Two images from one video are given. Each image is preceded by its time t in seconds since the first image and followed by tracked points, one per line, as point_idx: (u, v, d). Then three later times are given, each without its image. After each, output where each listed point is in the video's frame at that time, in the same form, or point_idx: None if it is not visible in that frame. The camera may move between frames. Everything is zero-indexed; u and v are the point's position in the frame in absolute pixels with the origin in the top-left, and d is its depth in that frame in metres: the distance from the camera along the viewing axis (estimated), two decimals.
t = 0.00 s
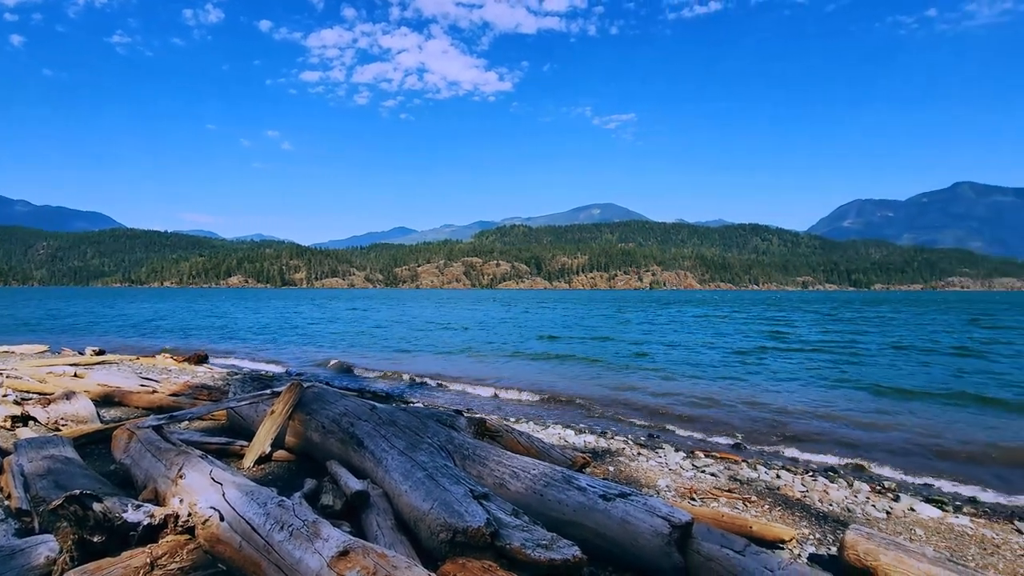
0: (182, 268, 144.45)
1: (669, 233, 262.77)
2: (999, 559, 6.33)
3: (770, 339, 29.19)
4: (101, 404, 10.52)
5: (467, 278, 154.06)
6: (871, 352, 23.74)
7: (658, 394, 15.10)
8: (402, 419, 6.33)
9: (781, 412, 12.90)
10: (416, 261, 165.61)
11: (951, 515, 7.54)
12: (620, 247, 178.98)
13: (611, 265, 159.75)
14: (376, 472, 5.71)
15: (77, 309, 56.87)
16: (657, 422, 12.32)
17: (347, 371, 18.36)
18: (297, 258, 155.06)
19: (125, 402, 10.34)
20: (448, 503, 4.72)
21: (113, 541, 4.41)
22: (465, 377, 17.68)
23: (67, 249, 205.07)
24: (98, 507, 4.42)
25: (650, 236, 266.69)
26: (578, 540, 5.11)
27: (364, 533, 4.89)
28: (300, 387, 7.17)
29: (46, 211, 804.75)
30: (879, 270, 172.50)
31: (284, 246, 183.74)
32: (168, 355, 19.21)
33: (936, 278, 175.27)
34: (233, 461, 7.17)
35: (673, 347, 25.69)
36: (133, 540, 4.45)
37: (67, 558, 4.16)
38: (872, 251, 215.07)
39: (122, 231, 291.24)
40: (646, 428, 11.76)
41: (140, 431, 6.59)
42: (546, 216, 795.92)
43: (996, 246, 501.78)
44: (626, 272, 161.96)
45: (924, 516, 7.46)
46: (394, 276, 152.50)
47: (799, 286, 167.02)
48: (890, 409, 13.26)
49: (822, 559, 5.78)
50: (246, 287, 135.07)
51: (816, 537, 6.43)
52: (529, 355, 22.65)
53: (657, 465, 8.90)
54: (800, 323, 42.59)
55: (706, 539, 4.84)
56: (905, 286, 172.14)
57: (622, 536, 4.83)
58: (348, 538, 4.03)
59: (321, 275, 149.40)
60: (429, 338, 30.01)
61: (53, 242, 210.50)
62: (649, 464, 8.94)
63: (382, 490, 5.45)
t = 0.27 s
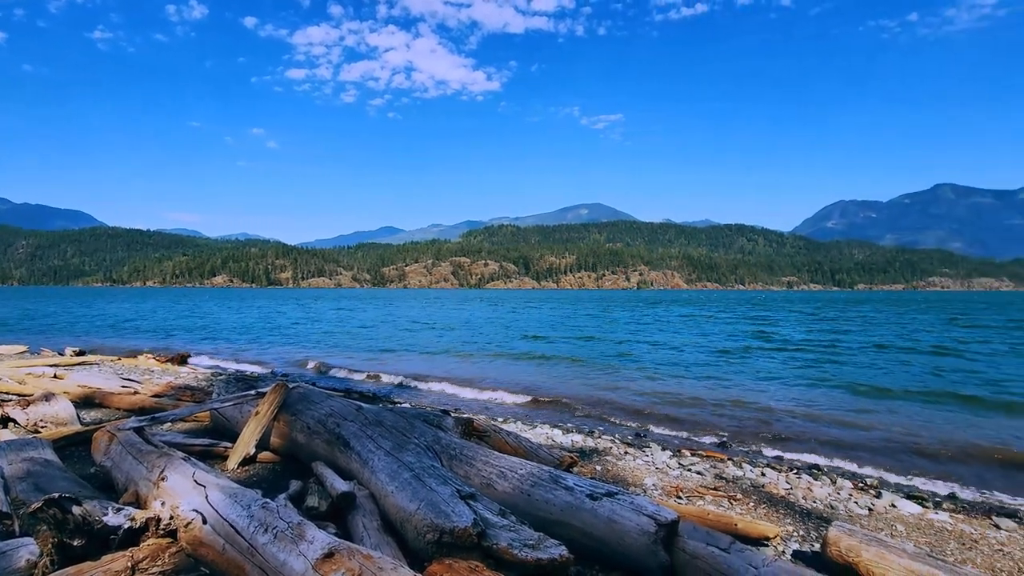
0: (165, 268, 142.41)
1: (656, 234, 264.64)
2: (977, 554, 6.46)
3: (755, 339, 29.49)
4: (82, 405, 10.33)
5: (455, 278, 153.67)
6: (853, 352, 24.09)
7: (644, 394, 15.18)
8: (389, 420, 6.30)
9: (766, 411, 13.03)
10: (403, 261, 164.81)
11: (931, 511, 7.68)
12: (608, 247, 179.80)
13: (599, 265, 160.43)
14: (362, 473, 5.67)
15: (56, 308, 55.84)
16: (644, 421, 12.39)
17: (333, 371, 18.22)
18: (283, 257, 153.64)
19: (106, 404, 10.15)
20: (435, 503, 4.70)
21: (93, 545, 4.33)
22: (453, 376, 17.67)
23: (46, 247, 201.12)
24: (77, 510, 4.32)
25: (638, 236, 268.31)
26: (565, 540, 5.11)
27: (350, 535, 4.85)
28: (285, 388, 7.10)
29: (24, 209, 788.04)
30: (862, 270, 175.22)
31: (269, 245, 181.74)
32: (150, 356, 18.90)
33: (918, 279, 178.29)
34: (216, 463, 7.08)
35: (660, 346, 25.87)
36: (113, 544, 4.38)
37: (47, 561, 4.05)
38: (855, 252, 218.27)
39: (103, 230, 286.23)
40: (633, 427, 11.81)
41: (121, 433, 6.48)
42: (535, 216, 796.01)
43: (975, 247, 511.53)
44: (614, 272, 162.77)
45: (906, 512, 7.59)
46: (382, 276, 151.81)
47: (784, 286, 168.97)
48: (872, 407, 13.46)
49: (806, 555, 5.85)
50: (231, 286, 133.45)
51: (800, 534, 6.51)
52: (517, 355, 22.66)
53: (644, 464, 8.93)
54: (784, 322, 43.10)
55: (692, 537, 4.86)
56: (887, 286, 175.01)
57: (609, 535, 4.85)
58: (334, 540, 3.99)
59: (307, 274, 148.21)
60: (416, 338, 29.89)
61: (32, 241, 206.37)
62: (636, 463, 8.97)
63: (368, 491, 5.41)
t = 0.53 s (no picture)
0: (149, 268, 140.50)
1: (644, 234, 266.41)
2: (957, 549, 6.58)
3: (742, 338, 29.79)
4: (62, 407, 10.14)
5: (444, 278, 153.36)
6: (837, 351, 24.44)
7: (632, 394, 15.25)
8: (376, 421, 6.26)
9: (752, 411, 13.17)
10: (392, 261, 164.14)
11: (912, 508, 7.81)
12: (597, 248, 180.60)
13: (588, 265, 161.11)
14: (349, 474, 5.63)
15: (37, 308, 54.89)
16: (631, 421, 12.44)
17: (320, 372, 18.08)
18: (270, 257, 152.32)
19: (88, 406, 9.99)
20: (422, 504, 4.68)
21: (74, 549, 4.26)
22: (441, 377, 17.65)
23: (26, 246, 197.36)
24: (58, 513, 4.25)
25: (626, 236, 269.82)
26: (552, 540, 5.13)
27: (336, 537, 4.81)
28: (271, 388, 7.03)
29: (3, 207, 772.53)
30: (845, 271, 177.96)
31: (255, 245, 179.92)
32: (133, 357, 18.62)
33: (900, 279, 181.33)
34: (200, 465, 7.00)
35: (648, 346, 26.03)
36: (95, 548, 4.31)
37: (29, 564, 3.99)
38: (839, 252, 221.39)
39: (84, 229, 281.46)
40: (621, 427, 11.87)
41: (102, 435, 6.37)
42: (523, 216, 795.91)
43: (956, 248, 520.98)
44: (602, 272, 163.50)
45: (888, 509, 7.71)
46: (370, 276, 151.13)
47: (770, 286, 170.86)
48: (855, 407, 13.66)
49: (790, 553, 5.92)
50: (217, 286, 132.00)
51: (785, 532, 6.59)
52: (505, 355, 22.68)
53: (631, 464, 8.97)
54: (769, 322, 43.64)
55: (678, 536, 4.89)
56: (870, 286, 177.78)
57: (596, 535, 4.87)
58: (319, 543, 3.96)
59: (294, 274, 147.12)
60: (404, 338, 29.80)
61: (11, 240, 202.49)
62: (623, 463, 9.01)
63: (355, 493, 5.37)
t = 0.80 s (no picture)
0: (133, 267, 138.57)
1: (633, 235, 267.96)
2: (939, 546, 6.69)
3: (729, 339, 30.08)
4: (43, 409, 9.95)
5: (433, 278, 152.86)
6: (822, 351, 24.77)
7: (620, 394, 15.33)
8: (364, 421, 6.23)
9: (739, 411, 13.29)
10: (380, 260, 163.27)
11: (895, 505, 7.92)
12: (586, 248, 181.28)
13: (577, 265, 161.71)
14: (337, 475, 5.59)
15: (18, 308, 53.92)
16: (619, 421, 12.50)
17: (308, 373, 17.96)
18: (257, 256, 150.82)
19: (69, 408, 9.81)
20: (410, 505, 4.65)
21: (55, 552, 4.20)
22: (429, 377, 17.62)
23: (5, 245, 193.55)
24: (40, 517, 4.19)
25: (616, 236, 271.19)
26: (541, 540, 5.13)
27: (323, 539, 4.78)
28: (258, 389, 6.95)
29: None
30: (831, 272, 180.45)
31: (241, 245, 177.99)
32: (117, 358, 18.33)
33: (884, 279, 184.28)
34: (185, 467, 6.91)
35: (636, 346, 26.18)
36: (77, 551, 4.24)
37: (9, 569, 3.92)
38: (824, 253, 224.25)
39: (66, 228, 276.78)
40: (609, 426, 11.91)
41: (84, 437, 6.27)
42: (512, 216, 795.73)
43: (938, 249, 529.88)
44: (591, 272, 164.13)
45: (871, 507, 7.81)
46: (358, 276, 150.39)
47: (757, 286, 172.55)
48: (839, 406, 13.84)
49: (777, 550, 5.98)
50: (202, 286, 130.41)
51: (771, 530, 6.65)
52: (495, 355, 22.70)
53: (620, 464, 9.00)
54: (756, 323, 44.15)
55: (666, 535, 4.92)
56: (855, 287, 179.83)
57: (584, 535, 4.87)
58: (306, 544, 3.93)
59: (281, 274, 145.95)
60: (393, 338, 29.69)
61: None
62: (612, 463, 9.03)
63: (343, 494, 5.34)
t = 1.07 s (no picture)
0: (115, 267, 136.54)
1: (621, 235, 269.37)
2: (920, 542, 6.80)
3: (716, 339, 30.36)
4: (23, 411, 9.78)
5: (421, 278, 152.26)
6: (807, 351, 25.10)
7: (609, 394, 15.40)
8: (352, 423, 6.19)
9: (725, 411, 13.41)
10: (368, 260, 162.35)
11: (878, 502, 8.05)
12: (575, 248, 181.83)
13: (566, 265, 162.08)
14: (324, 477, 5.55)
15: None
16: (608, 421, 12.56)
17: (294, 374, 17.78)
18: (242, 255, 148.98)
19: (50, 410, 9.64)
20: (398, 507, 4.63)
21: (35, 556, 4.13)
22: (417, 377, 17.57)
23: None
24: (19, 521, 4.12)
25: (604, 237, 272.26)
26: (528, 540, 5.14)
27: (310, 541, 4.74)
28: (244, 390, 6.88)
29: None
30: (816, 272, 182.85)
31: (226, 244, 175.92)
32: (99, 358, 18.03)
33: (868, 279, 186.99)
34: (169, 469, 6.82)
35: (624, 347, 26.33)
36: (57, 555, 4.20)
37: None
38: (810, 254, 227.18)
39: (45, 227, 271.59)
40: (597, 427, 11.93)
41: (64, 440, 6.16)
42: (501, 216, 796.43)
43: (921, 250, 538.76)
44: (580, 272, 164.60)
45: (855, 504, 7.92)
46: (346, 276, 149.55)
47: (744, 287, 173.40)
48: (824, 406, 14.03)
49: (762, 549, 6.04)
50: (187, 285, 128.73)
51: (757, 528, 6.71)
52: (484, 355, 22.69)
53: (608, 463, 9.03)
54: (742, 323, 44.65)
55: (654, 534, 4.95)
56: (839, 287, 182.91)
57: (572, 534, 4.88)
58: (292, 547, 3.89)
59: (267, 274, 144.50)
60: (381, 338, 29.56)
61: None
62: (600, 462, 9.06)
63: (330, 495, 5.29)
